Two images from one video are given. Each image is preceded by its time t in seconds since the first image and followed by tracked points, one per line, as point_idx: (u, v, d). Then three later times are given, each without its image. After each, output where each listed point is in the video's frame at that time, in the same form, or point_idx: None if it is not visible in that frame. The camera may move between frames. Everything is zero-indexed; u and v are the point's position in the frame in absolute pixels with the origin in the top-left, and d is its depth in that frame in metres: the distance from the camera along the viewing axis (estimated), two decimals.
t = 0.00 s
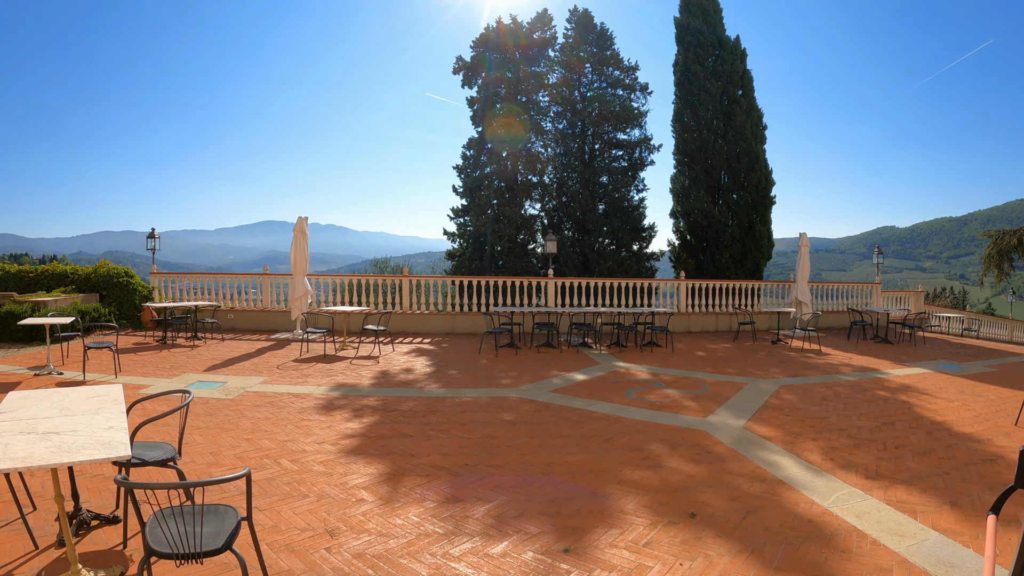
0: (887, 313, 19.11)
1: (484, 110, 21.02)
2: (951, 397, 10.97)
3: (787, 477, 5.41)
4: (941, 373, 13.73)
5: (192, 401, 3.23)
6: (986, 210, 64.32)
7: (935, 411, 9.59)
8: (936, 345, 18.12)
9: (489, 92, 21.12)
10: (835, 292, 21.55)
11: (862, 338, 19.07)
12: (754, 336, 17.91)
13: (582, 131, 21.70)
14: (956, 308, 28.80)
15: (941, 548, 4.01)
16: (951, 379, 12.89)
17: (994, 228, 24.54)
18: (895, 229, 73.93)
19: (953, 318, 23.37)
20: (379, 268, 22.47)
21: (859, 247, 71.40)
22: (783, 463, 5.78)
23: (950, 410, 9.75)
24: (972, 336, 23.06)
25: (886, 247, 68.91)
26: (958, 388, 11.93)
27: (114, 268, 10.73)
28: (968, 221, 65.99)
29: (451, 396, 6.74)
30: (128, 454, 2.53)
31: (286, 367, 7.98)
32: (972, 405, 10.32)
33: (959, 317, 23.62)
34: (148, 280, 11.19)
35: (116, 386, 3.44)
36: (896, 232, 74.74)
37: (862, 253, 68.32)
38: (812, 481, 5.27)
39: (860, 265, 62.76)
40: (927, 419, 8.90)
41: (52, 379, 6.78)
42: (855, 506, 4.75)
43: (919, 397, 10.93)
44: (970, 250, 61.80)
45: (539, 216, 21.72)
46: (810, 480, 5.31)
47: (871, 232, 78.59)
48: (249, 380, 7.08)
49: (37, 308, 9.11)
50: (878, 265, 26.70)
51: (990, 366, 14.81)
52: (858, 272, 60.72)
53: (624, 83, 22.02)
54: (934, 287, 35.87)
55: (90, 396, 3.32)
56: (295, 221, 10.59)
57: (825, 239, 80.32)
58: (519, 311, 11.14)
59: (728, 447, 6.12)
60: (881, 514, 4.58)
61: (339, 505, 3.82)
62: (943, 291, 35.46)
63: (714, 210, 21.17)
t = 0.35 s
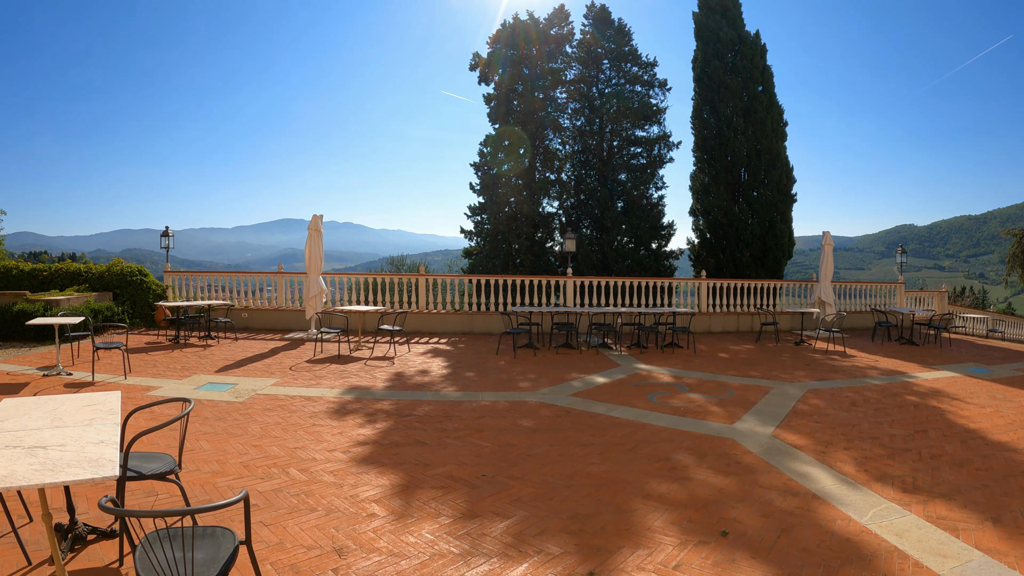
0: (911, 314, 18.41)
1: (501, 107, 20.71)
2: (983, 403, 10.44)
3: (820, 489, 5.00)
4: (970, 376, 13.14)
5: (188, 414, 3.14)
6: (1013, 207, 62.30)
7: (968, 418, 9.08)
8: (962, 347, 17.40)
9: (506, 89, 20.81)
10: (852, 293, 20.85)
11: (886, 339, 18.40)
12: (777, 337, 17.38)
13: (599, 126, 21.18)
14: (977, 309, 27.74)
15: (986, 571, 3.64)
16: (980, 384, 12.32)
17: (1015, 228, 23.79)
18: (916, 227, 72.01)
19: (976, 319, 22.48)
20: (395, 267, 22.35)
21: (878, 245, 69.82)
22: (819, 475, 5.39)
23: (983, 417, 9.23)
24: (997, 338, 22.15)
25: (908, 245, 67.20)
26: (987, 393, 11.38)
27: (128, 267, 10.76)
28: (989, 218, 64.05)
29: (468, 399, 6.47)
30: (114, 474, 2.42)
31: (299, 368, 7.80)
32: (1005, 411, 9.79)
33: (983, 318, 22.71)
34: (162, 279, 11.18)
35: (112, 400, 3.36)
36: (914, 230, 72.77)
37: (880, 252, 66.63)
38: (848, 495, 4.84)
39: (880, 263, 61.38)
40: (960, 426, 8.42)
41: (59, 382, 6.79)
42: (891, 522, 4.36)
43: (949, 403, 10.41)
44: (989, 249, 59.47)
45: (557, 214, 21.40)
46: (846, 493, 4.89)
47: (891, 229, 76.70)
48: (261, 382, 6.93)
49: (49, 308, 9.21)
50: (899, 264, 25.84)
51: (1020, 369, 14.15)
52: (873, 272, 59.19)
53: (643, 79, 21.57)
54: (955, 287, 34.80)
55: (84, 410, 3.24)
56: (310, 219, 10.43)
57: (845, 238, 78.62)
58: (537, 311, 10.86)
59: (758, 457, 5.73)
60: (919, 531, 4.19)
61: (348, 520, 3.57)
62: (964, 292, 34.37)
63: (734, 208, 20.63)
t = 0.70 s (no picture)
0: (929, 315, 17.91)
1: (509, 104, 20.35)
2: (1007, 408, 10.00)
3: (842, 504, 4.68)
4: (990, 380, 12.66)
5: (163, 425, 2.95)
6: None
7: (992, 424, 8.67)
8: (980, 349, 16.89)
9: (514, 86, 20.48)
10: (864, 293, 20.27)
11: (902, 340, 17.90)
12: (791, 338, 16.96)
13: (608, 123, 20.84)
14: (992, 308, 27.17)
15: None
16: (1001, 387, 11.86)
17: None
18: (928, 225, 70.83)
19: (994, 319, 21.89)
20: (401, 265, 22.17)
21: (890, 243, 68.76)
22: (840, 488, 5.08)
23: (1007, 423, 8.82)
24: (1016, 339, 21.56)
25: (921, 244, 66.16)
26: (1011, 398, 10.94)
27: (130, 265, 10.65)
28: (1004, 216, 62.79)
29: (471, 403, 6.22)
30: (68, 495, 2.21)
31: (299, 369, 7.60)
32: None
33: (1001, 319, 22.11)
34: (164, 277, 11.04)
35: (89, 411, 3.19)
36: (926, 229, 71.57)
37: (889, 250, 65.67)
38: (872, 511, 4.53)
39: (892, 262, 60.43)
40: (984, 433, 8.03)
41: (56, 383, 6.61)
42: (923, 542, 4.03)
43: (972, 407, 9.99)
44: (999, 247, 58.28)
45: (565, 212, 21.04)
46: (870, 509, 4.58)
47: (902, 228, 75.49)
48: (259, 384, 6.73)
49: (51, 307, 9.10)
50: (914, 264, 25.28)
51: None
52: (883, 271, 58.22)
53: (652, 75, 21.19)
54: (968, 286, 34.05)
55: (58, 420, 3.05)
56: (313, 217, 10.23)
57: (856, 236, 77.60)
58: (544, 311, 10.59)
59: (776, 467, 5.42)
60: (953, 553, 3.86)
61: (337, 537, 3.34)
62: (976, 291, 33.69)
63: (745, 206, 20.21)
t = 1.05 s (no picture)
0: (944, 317, 17.42)
1: (514, 100, 19.98)
2: None
3: (865, 526, 4.37)
4: (1012, 386, 12.20)
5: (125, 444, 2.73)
6: None
7: (1017, 435, 8.27)
8: (997, 352, 16.39)
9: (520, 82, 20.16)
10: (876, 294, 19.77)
11: (916, 343, 17.41)
12: (803, 340, 16.55)
13: (615, 121, 20.51)
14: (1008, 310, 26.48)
15: None
16: None
17: None
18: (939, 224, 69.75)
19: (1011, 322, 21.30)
20: (406, 265, 21.90)
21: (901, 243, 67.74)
22: (862, 507, 4.78)
23: None
24: None
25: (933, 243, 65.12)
26: None
27: (128, 264, 10.48)
28: (1016, 215, 61.74)
29: (471, 410, 5.95)
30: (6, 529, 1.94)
31: (295, 373, 7.35)
32: None
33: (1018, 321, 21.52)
34: (163, 277, 10.85)
35: (52, 427, 2.95)
36: (937, 228, 70.51)
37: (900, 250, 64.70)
38: (898, 534, 4.22)
39: (903, 262, 59.51)
40: (1010, 444, 7.65)
41: (45, 387, 6.42)
42: (955, 572, 3.71)
43: (995, 416, 9.58)
44: (1009, 247, 57.30)
45: (572, 210, 20.67)
46: (896, 532, 4.26)
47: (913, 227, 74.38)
48: (252, 388, 6.50)
49: (47, 307, 8.94)
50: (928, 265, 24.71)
51: None
52: (891, 271, 57.39)
53: (660, 72, 20.83)
54: (980, 286, 33.38)
55: (16, 438, 2.80)
56: (312, 215, 9.99)
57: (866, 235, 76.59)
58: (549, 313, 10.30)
59: (792, 484, 5.11)
60: None
61: (318, 563, 3.08)
62: (989, 292, 32.97)
63: (754, 205, 19.79)
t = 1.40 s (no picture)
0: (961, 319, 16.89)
1: (521, 99, 19.65)
2: None
3: (901, 549, 4.02)
4: None
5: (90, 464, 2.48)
6: None
7: None
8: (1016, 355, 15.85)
9: (527, 80, 19.85)
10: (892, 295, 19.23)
11: (932, 345, 16.90)
12: (817, 343, 16.11)
13: (623, 119, 20.15)
14: None
15: None
16: None
17: None
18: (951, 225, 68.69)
19: None
20: (412, 265, 21.65)
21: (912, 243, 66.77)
22: (895, 527, 4.42)
23: None
24: None
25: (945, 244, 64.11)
26: None
27: (127, 264, 10.27)
28: None
29: (475, 419, 5.65)
30: None
31: (294, 377, 7.09)
32: None
33: None
34: (163, 277, 10.66)
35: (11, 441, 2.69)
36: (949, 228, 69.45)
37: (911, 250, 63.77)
38: (938, 559, 3.86)
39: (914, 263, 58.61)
40: None
41: (33, 392, 6.18)
42: None
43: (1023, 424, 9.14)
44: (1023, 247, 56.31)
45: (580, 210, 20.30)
46: (935, 557, 3.90)
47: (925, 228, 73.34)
48: (247, 393, 6.23)
49: (42, 308, 8.73)
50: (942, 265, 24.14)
51: None
52: (899, 271, 56.62)
53: (669, 69, 20.43)
54: (992, 287, 32.75)
55: None
56: (314, 214, 9.75)
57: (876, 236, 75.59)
58: (557, 315, 9.98)
59: (818, 502, 4.76)
60: None
61: None
62: (1002, 293, 32.31)
63: (765, 205, 19.33)
